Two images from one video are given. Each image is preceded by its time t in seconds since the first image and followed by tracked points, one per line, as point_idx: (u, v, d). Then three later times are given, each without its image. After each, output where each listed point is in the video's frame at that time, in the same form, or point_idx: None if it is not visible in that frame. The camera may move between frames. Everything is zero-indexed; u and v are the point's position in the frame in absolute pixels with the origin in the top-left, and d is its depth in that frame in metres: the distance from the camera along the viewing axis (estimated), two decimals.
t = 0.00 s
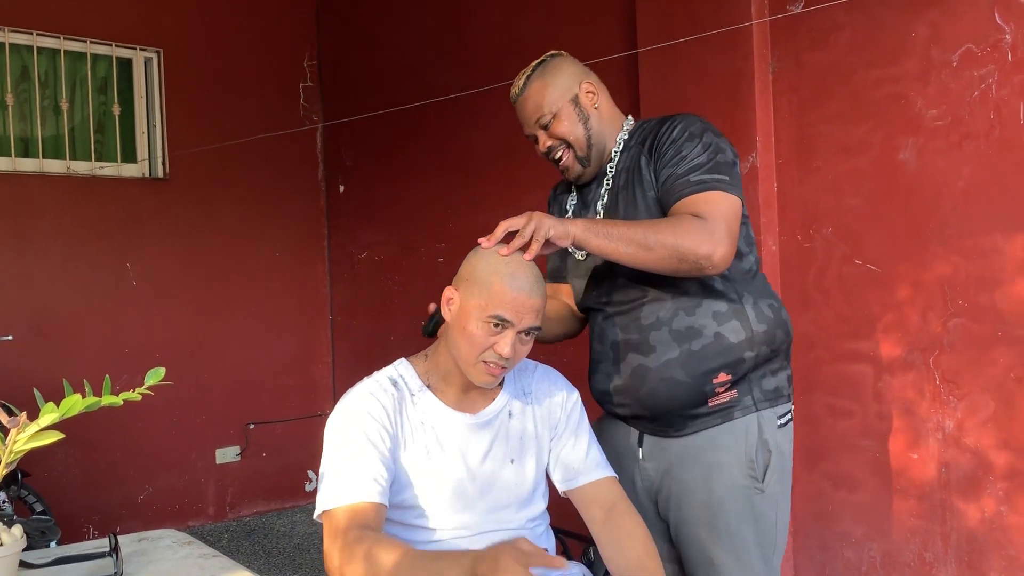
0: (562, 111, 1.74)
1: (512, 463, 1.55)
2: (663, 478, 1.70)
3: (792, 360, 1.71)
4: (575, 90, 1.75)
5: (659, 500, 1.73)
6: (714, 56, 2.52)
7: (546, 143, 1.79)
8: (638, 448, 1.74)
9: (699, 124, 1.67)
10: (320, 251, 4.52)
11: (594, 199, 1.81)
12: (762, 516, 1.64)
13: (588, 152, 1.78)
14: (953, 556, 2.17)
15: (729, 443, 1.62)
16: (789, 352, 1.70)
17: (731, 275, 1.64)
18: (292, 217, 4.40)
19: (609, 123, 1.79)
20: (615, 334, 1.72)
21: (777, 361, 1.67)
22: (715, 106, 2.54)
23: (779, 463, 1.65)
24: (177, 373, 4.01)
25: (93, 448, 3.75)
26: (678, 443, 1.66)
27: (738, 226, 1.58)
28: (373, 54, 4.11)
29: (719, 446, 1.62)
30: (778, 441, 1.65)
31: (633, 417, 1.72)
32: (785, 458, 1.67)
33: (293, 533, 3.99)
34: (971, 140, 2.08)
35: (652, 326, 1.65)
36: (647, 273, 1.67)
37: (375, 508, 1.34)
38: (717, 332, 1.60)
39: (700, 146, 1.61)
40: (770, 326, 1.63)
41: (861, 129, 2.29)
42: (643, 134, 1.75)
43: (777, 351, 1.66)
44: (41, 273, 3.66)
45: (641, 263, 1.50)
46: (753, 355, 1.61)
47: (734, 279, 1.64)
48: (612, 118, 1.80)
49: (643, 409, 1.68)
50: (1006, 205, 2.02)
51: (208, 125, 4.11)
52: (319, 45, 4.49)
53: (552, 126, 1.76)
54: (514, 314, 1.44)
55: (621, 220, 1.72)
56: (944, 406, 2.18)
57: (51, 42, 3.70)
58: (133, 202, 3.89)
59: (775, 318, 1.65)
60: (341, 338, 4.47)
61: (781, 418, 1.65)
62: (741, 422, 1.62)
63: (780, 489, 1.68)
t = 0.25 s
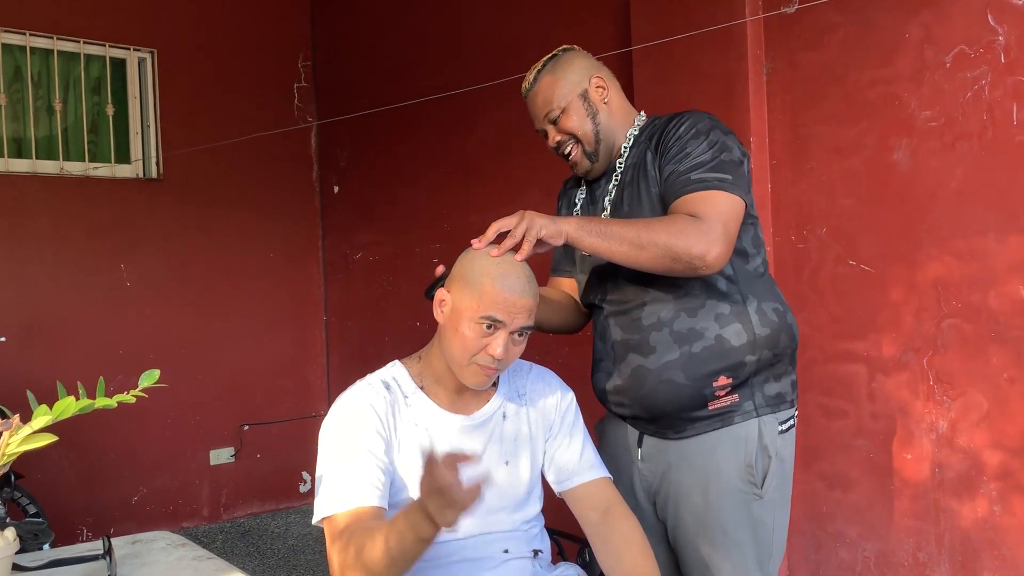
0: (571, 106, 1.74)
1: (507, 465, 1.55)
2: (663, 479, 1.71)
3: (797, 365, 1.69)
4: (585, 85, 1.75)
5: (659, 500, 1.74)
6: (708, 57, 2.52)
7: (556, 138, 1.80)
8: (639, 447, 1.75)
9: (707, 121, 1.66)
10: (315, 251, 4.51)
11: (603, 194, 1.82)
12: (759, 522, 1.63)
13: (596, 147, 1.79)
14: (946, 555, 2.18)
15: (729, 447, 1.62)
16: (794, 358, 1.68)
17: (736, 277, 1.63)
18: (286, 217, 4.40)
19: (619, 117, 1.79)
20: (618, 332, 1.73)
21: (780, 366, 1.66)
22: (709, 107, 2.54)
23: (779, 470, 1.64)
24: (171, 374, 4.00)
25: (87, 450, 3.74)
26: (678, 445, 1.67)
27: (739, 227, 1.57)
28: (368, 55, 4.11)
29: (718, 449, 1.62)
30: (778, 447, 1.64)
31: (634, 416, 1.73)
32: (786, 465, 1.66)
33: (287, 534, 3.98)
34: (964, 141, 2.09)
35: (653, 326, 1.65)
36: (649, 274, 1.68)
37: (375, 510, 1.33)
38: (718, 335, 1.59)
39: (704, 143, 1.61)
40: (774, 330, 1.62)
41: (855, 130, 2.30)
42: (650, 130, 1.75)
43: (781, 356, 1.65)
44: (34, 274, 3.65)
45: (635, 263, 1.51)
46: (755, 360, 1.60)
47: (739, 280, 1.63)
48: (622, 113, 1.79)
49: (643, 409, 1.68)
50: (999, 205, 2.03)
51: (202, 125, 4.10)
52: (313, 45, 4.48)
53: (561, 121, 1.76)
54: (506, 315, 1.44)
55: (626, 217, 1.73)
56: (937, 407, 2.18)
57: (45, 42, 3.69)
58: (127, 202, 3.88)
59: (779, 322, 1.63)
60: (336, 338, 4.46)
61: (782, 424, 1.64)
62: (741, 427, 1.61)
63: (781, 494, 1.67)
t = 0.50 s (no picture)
0: (575, 100, 1.74)
1: (501, 466, 1.54)
2: (661, 479, 1.70)
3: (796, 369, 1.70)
4: (590, 80, 1.74)
5: (656, 501, 1.73)
6: (703, 57, 2.52)
7: (559, 132, 1.79)
8: (637, 447, 1.74)
9: (710, 120, 1.66)
10: (309, 251, 4.50)
11: (605, 192, 1.81)
12: (756, 525, 1.63)
13: (599, 143, 1.77)
14: (941, 555, 2.18)
15: (730, 448, 1.61)
16: (794, 361, 1.68)
17: (738, 279, 1.63)
18: (280, 217, 4.38)
19: (624, 114, 1.78)
20: (618, 331, 1.72)
21: (781, 368, 1.66)
22: (703, 106, 2.53)
23: (778, 473, 1.64)
24: (164, 374, 3.99)
25: (79, 451, 3.72)
26: (678, 445, 1.66)
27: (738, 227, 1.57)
28: (362, 54, 4.10)
29: (720, 451, 1.61)
30: (777, 450, 1.64)
31: (633, 417, 1.72)
32: (784, 469, 1.66)
33: (281, 535, 3.97)
34: (958, 141, 2.09)
35: (655, 325, 1.64)
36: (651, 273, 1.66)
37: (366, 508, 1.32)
38: (720, 335, 1.59)
39: (707, 142, 1.61)
40: (775, 332, 1.62)
41: (849, 130, 2.29)
42: (654, 128, 1.74)
43: (782, 359, 1.65)
44: (25, 274, 3.63)
45: (629, 262, 1.50)
46: (756, 361, 1.60)
47: (740, 282, 1.63)
48: (627, 110, 1.78)
49: (642, 409, 1.67)
50: (993, 205, 2.03)
51: (195, 125, 4.08)
52: (307, 44, 4.47)
53: (565, 115, 1.75)
54: (498, 315, 1.43)
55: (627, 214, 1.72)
56: (932, 406, 2.18)
57: (36, 41, 3.67)
58: (120, 202, 3.86)
59: (780, 324, 1.63)
60: (330, 339, 4.45)
61: (782, 427, 1.65)
62: (741, 428, 1.61)
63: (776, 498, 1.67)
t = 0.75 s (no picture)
0: (571, 97, 1.74)
1: (495, 468, 1.54)
2: (658, 479, 1.70)
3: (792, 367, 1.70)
4: (587, 79, 1.74)
5: (654, 501, 1.72)
6: (697, 57, 2.52)
7: (556, 130, 1.79)
8: (635, 447, 1.73)
9: (708, 118, 1.65)
10: (303, 251, 4.49)
11: (602, 191, 1.80)
12: (754, 523, 1.63)
13: (595, 141, 1.77)
14: (935, 554, 2.19)
15: (728, 446, 1.61)
16: (790, 360, 1.69)
17: (735, 277, 1.63)
18: (274, 217, 4.38)
19: (620, 113, 1.78)
20: (616, 331, 1.71)
21: (778, 367, 1.66)
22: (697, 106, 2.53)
23: (775, 470, 1.65)
24: (158, 375, 3.98)
25: (74, 452, 3.71)
26: (676, 444, 1.65)
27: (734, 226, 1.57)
28: (357, 54, 4.09)
29: (718, 449, 1.61)
30: (774, 447, 1.64)
31: (631, 417, 1.71)
32: (780, 467, 1.66)
33: (276, 535, 3.96)
34: (951, 140, 2.09)
35: (653, 325, 1.64)
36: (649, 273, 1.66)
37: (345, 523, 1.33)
38: (718, 334, 1.59)
39: (704, 140, 1.61)
40: (772, 330, 1.62)
41: (843, 129, 2.29)
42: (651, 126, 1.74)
43: (779, 357, 1.65)
44: (19, 275, 3.62)
45: (625, 261, 1.50)
46: (753, 359, 1.60)
47: (737, 280, 1.63)
48: (624, 109, 1.78)
49: (641, 408, 1.66)
50: (987, 204, 2.04)
51: (189, 125, 4.07)
52: (301, 44, 4.46)
53: (561, 113, 1.76)
54: (493, 317, 1.43)
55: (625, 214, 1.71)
56: (926, 405, 2.19)
57: (29, 41, 3.66)
58: (114, 202, 3.85)
59: (777, 322, 1.64)
60: (325, 339, 4.44)
61: (779, 425, 1.65)
62: (739, 427, 1.61)
63: (774, 495, 1.67)
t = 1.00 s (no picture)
0: (556, 104, 1.73)
1: (491, 469, 1.54)
2: (654, 479, 1.69)
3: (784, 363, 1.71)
4: (570, 84, 1.74)
5: (650, 501, 1.72)
6: (693, 57, 2.52)
7: (542, 137, 1.78)
8: (630, 448, 1.73)
9: (694, 119, 1.66)
10: (299, 251, 4.49)
11: (590, 195, 1.80)
12: (752, 520, 1.64)
13: (582, 146, 1.77)
14: (931, 553, 2.19)
15: (724, 444, 1.61)
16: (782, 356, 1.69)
17: (726, 276, 1.64)
18: (270, 217, 4.37)
19: (604, 118, 1.77)
20: (611, 333, 1.71)
21: (770, 364, 1.66)
22: (693, 107, 2.53)
23: (771, 466, 1.65)
24: (154, 376, 3.97)
25: (69, 453, 3.70)
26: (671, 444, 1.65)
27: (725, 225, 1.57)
28: (353, 55, 4.09)
29: (712, 447, 1.61)
30: (769, 443, 1.64)
31: (626, 418, 1.71)
32: (776, 463, 1.66)
33: (273, 536, 3.96)
34: (947, 140, 2.10)
35: (648, 325, 1.63)
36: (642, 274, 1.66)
37: (338, 525, 1.34)
38: (712, 332, 1.59)
39: (692, 141, 1.61)
40: (765, 327, 1.62)
41: (839, 130, 2.30)
42: (638, 130, 1.74)
43: (771, 354, 1.65)
44: (14, 276, 3.61)
45: (620, 261, 1.50)
46: (747, 356, 1.61)
47: (729, 279, 1.63)
48: (609, 113, 1.78)
49: (637, 410, 1.66)
50: (983, 205, 2.05)
51: (185, 125, 4.06)
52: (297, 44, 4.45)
53: (547, 120, 1.75)
54: (488, 316, 1.43)
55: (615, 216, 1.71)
56: (922, 405, 2.19)
57: (24, 41, 3.65)
58: (109, 203, 3.84)
59: (769, 320, 1.64)
60: (321, 339, 4.44)
61: (772, 421, 1.65)
62: (734, 424, 1.61)
63: (770, 490, 1.67)
